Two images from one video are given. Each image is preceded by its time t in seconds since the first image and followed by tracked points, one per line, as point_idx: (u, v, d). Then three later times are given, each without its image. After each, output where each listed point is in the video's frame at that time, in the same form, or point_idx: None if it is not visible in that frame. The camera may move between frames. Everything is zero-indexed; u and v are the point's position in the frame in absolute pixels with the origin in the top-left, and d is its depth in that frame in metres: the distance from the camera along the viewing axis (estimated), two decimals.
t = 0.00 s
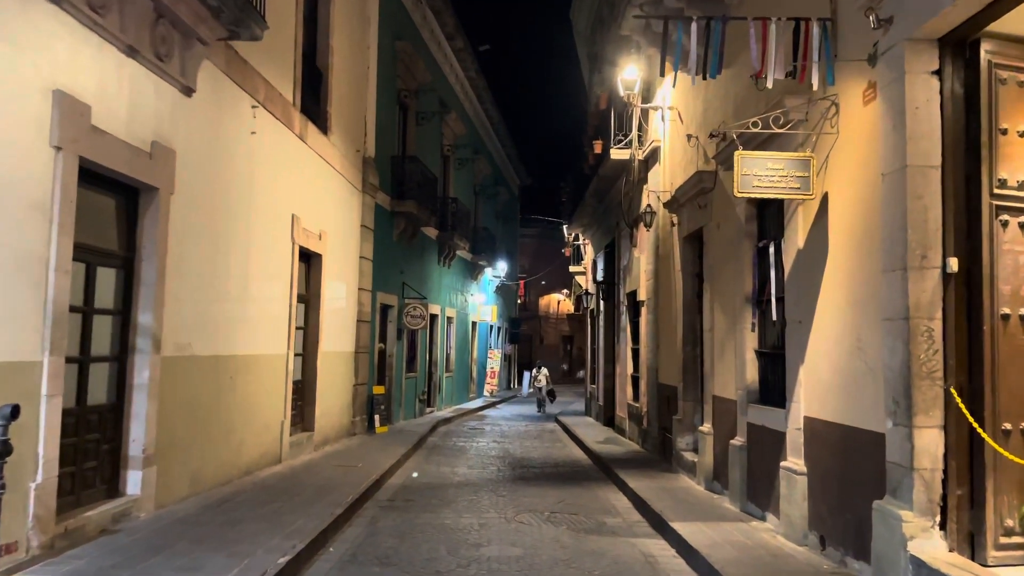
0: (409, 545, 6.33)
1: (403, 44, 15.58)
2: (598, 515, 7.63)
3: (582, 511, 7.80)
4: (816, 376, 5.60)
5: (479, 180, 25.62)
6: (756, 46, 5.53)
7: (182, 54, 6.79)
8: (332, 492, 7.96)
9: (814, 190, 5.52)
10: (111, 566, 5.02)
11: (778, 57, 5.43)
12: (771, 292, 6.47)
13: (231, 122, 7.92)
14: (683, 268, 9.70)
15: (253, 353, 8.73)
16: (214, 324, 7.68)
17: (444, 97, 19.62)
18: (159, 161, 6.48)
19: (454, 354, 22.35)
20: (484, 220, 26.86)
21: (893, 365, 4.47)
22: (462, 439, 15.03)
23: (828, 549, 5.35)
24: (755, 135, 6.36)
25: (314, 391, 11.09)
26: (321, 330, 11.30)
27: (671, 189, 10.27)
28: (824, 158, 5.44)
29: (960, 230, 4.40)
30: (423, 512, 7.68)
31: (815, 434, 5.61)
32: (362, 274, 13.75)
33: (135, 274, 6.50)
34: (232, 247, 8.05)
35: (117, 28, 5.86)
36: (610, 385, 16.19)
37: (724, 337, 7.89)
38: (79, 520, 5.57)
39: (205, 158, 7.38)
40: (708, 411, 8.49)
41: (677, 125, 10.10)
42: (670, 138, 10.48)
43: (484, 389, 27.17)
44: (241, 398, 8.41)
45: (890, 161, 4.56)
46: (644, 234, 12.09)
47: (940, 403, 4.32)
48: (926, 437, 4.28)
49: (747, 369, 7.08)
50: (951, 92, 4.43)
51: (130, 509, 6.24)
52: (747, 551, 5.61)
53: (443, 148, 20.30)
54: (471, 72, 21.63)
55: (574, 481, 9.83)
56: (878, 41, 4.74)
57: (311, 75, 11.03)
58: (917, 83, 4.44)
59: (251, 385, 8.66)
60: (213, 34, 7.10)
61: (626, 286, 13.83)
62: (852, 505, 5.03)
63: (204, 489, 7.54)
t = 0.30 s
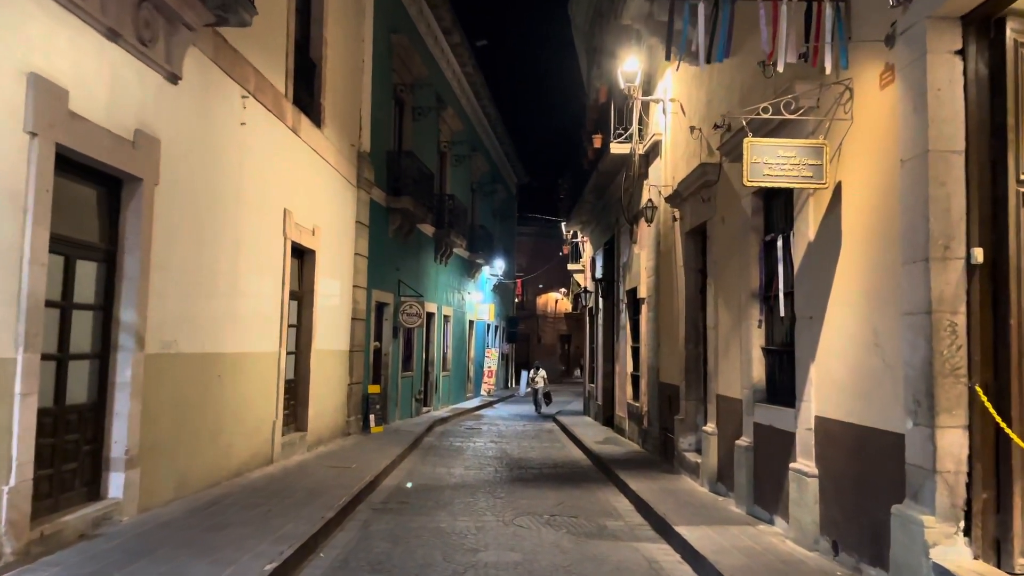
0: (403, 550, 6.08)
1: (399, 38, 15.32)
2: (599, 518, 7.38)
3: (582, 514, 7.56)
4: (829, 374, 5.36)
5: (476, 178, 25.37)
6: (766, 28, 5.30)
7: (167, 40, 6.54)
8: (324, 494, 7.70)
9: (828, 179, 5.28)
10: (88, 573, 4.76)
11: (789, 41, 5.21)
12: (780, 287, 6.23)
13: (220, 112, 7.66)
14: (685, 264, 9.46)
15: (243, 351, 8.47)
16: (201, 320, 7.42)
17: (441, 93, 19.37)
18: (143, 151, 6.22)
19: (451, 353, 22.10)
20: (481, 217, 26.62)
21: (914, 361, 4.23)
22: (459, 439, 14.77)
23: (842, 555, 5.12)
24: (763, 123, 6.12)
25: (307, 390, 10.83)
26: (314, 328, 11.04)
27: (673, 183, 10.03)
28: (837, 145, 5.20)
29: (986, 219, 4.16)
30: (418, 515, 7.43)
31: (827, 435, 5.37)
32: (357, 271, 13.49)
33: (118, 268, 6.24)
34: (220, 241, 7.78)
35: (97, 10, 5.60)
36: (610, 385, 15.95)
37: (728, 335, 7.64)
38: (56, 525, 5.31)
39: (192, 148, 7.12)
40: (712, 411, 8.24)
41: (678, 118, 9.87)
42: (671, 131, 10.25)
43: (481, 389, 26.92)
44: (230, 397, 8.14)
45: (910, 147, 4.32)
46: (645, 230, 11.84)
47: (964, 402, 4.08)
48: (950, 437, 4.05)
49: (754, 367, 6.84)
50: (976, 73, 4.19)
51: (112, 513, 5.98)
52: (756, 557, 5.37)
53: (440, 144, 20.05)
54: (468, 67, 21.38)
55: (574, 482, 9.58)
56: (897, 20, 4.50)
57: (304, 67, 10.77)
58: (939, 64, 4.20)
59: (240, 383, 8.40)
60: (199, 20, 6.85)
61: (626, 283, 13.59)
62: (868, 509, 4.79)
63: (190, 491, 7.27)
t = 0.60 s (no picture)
0: (396, 559, 5.82)
1: (395, 32, 15.06)
2: (601, 524, 7.12)
3: (583, 519, 7.30)
4: (842, 375, 5.11)
5: (474, 175, 25.11)
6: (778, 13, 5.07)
7: (151, 27, 6.27)
8: (315, 500, 7.45)
9: (843, 170, 5.02)
10: None
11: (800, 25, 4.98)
12: (789, 285, 5.97)
13: (207, 103, 7.39)
14: (688, 261, 9.20)
15: (232, 351, 8.20)
16: (187, 319, 7.15)
17: (438, 89, 19.09)
18: (124, 143, 5.95)
19: (448, 353, 21.85)
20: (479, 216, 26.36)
21: (937, 362, 3.98)
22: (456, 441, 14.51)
23: (856, 566, 4.87)
24: (773, 112, 5.86)
25: (300, 391, 10.57)
26: (307, 328, 10.77)
27: (675, 178, 9.77)
28: (852, 134, 4.94)
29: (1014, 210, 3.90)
30: (413, 521, 7.17)
31: (841, 440, 5.12)
32: (352, 269, 13.23)
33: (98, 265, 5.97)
34: (208, 238, 7.52)
35: None
36: (609, 385, 15.70)
37: (734, 334, 7.39)
38: (29, 534, 5.05)
39: (178, 140, 6.85)
40: (716, 413, 7.99)
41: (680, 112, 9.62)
42: (673, 126, 10.00)
43: (479, 389, 26.68)
44: (218, 399, 7.88)
45: (932, 135, 4.07)
46: (646, 227, 11.58)
47: (991, 406, 3.83)
48: (976, 443, 3.79)
49: (761, 368, 6.58)
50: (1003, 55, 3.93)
51: (92, 520, 5.72)
52: (765, 567, 5.13)
53: (438, 141, 19.79)
54: (466, 64, 21.12)
55: (573, 486, 9.33)
56: (917, 1, 4.25)
57: (297, 59, 10.51)
58: (964, 46, 3.94)
59: (229, 385, 8.13)
60: (185, 7, 6.58)
61: (626, 282, 13.34)
62: (885, 519, 4.53)
63: (176, 496, 7.01)
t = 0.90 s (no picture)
0: (389, 564, 5.56)
1: (391, 25, 14.79)
2: (602, 528, 6.86)
3: (583, 523, 7.04)
4: (857, 372, 4.85)
5: (473, 172, 24.85)
6: None
7: (133, 9, 6.01)
8: (306, 502, 7.18)
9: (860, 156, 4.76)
10: None
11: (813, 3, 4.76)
12: (799, 278, 5.72)
13: (193, 91, 7.12)
14: (691, 256, 8.95)
15: (221, 349, 7.93)
16: (173, 315, 6.87)
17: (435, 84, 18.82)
18: (103, 130, 5.68)
19: (446, 351, 21.57)
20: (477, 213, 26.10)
21: (965, 358, 3.72)
22: (454, 441, 14.24)
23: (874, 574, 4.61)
24: (784, 97, 5.60)
25: (292, 391, 10.29)
26: (300, 325, 10.50)
27: (678, 171, 9.51)
28: (869, 118, 4.68)
29: None
30: (407, 524, 6.91)
31: (856, 440, 4.86)
32: (347, 266, 12.97)
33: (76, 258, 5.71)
34: (194, 230, 7.24)
35: None
36: (610, 384, 15.44)
37: (740, 330, 7.13)
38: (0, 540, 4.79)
39: (162, 128, 6.58)
40: (721, 412, 7.73)
41: (683, 103, 9.36)
42: (675, 118, 9.74)
43: (478, 388, 26.41)
44: (206, 398, 7.60)
45: (958, 116, 3.81)
46: (648, 223, 11.32)
47: None
48: (1007, 445, 3.53)
49: (769, 366, 6.32)
50: None
51: (69, 524, 5.46)
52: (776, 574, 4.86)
53: (435, 136, 19.53)
54: (464, 59, 20.85)
55: (573, 487, 9.06)
56: None
57: (290, 49, 10.24)
58: (993, 19, 3.68)
59: (218, 383, 7.86)
60: None
61: (627, 279, 13.08)
62: (905, 524, 4.27)
63: (161, 499, 6.74)
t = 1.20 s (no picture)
0: None
1: (389, 20, 14.54)
2: (604, 537, 6.60)
3: (585, 531, 6.78)
4: (877, 376, 4.59)
5: (472, 171, 24.61)
6: None
7: None
8: (297, 509, 6.92)
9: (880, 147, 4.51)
10: None
11: None
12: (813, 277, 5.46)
13: (180, 82, 6.86)
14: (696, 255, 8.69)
15: (210, 350, 7.67)
16: (159, 315, 6.61)
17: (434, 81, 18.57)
18: (83, 121, 5.41)
19: (445, 352, 21.31)
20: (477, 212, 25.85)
21: (998, 362, 3.46)
22: (452, 443, 13.97)
23: None
24: (798, 87, 5.35)
25: (286, 393, 10.03)
26: (295, 325, 10.24)
27: (682, 168, 9.26)
28: (890, 107, 4.43)
29: None
30: (402, 533, 6.65)
31: (875, 448, 4.60)
32: (344, 265, 12.71)
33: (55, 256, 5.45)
34: (182, 227, 6.98)
35: None
36: (611, 385, 15.18)
37: (748, 331, 6.87)
38: None
39: (147, 120, 6.32)
40: (727, 416, 7.47)
41: (687, 97, 9.12)
42: (679, 113, 9.49)
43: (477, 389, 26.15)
44: (195, 401, 7.34)
45: (990, 102, 3.55)
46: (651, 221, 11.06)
47: None
48: None
49: (780, 369, 6.07)
50: None
51: (48, 535, 5.20)
52: None
53: (434, 134, 19.27)
54: (462, 55, 20.60)
55: (575, 493, 8.80)
56: None
57: (283, 43, 9.98)
58: None
59: (207, 385, 7.60)
60: None
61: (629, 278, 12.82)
62: (930, 538, 4.02)
63: (146, 506, 6.48)
